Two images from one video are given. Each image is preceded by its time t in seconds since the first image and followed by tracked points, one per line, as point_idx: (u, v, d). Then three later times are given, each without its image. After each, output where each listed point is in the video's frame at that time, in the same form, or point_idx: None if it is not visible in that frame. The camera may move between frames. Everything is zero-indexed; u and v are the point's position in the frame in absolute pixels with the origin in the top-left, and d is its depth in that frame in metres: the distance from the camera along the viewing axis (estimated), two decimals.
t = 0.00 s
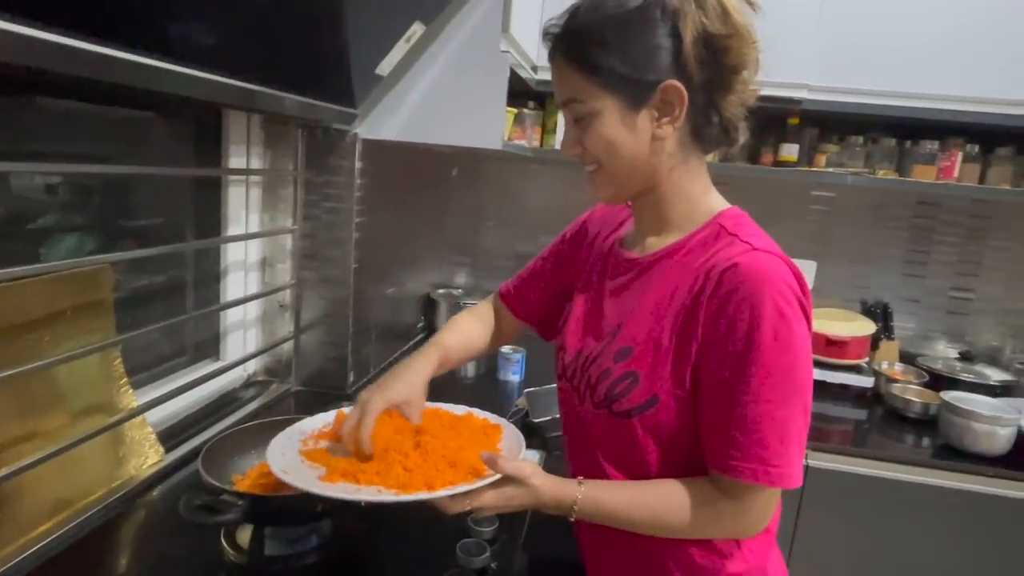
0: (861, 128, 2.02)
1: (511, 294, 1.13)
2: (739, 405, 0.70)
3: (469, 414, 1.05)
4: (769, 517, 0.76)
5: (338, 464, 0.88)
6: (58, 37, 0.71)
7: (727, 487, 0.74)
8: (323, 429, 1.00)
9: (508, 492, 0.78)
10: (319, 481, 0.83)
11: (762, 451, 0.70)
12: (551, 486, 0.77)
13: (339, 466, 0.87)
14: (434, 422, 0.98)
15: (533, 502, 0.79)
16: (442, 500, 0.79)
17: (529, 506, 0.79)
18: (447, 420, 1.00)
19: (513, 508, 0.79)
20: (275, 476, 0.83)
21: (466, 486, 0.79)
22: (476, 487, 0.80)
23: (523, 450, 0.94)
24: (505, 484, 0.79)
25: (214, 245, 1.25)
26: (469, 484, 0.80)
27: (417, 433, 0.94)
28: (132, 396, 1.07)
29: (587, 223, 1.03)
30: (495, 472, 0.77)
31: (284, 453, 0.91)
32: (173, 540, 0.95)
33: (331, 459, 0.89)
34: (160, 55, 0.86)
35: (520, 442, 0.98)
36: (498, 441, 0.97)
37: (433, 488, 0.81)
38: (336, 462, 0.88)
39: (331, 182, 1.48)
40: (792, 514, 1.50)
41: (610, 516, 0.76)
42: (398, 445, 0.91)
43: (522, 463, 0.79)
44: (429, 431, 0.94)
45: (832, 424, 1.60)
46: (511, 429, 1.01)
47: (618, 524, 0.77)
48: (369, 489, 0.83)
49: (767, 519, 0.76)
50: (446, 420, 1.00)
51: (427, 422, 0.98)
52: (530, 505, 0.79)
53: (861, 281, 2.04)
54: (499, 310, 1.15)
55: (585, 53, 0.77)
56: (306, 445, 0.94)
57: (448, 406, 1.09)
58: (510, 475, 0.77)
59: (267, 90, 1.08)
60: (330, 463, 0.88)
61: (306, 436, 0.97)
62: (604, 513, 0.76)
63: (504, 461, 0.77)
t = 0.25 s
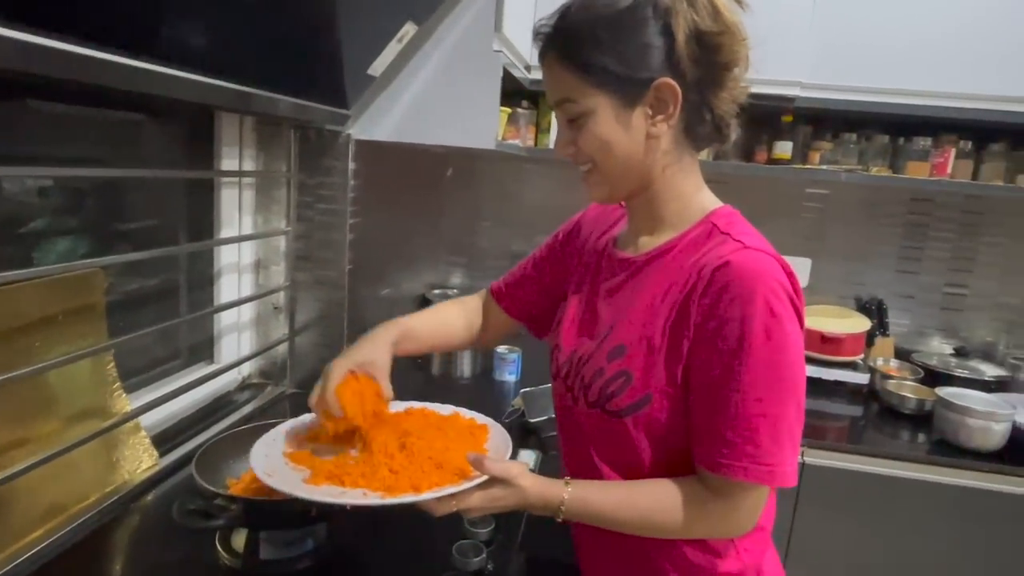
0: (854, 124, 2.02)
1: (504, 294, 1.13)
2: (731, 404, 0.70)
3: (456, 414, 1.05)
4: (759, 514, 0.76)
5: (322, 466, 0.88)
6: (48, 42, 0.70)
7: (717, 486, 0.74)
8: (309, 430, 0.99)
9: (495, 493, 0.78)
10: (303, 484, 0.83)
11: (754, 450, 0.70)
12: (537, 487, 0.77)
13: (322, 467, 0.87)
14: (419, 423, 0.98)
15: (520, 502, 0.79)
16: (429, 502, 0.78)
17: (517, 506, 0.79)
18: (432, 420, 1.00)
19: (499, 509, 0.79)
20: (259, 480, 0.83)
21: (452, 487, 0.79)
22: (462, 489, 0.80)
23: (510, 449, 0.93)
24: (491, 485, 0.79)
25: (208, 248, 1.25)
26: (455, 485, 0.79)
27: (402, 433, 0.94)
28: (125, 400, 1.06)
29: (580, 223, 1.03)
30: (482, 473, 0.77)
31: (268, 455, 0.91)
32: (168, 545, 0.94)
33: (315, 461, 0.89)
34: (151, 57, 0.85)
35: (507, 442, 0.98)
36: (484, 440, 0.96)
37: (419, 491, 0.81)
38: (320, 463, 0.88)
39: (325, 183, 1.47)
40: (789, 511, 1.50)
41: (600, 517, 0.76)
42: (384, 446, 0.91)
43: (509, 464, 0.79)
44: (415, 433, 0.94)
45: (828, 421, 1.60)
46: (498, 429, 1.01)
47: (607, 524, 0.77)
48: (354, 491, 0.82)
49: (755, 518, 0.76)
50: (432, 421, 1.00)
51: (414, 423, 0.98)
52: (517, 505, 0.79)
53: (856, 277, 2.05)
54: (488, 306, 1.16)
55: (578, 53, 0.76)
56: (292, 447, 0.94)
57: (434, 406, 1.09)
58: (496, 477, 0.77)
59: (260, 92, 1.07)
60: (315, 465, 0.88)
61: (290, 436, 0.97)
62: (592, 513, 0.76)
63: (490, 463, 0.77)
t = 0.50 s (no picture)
0: (854, 120, 2.02)
1: (502, 295, 1.12)
2: (730, 404, 0.70)
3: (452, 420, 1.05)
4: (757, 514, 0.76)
5: (317, 472, 0.88)
6: (43, 46, 0.70)
7: (713, 485, 0.74)
8: (304, 436, 1.00)
9: (491, 499, 0.78)
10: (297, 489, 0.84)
11: (754, 449, 0.70)
12: (534, 491, 0.77)
13: (317, 474, 0.88)
14: (413, 429, 0.99)
15: (517, 507, 0.79)
16: (425, 509, 0.78)
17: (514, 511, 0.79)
18: (429, 427, 1.00)
19: (496, 514, 0.79)
20: (254, 485, 0.83)
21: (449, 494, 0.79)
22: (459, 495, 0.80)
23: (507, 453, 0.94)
24: (488, 490, 0.79)
25: (207, 250, 1.24)
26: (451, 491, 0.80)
27: (397, 441, 0.95)
28: (126, 404, 1.06)
29: (578, 223, 1.03)
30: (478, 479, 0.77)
31: (263, 461, 0.91)
32: (169, 548, 0.94)
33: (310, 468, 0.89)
34: (147, 61, 0.85)
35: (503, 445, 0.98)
36: (481, 444, 0.97)
37: (416, 497, 0.81)
38: (315, 471, 0.89)
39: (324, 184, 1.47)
40: (791, 508, 1.50)
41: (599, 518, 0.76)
42: (379, 454, 0.92)
43: (505, 468, 0.78)
44: (411, 439, 0.95)
45: (829, 418, 1.60)
46: (494, 432, 1.01)
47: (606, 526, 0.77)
48: (350, 497, 0.82)
49: (748, 521, 0.76)
50: (427, 427, 1.00)
51: (410, 429, 0.99)
52: (513, 510, 0.79)
53: (856, 273, 2.04)
54: (481, 301, 1.16)
55: (571, 53, 0.76)
56: (286, 453, 0.95)
57: (433, 409, 1.09)
58: (493, 482, 0.76)
59: (258, 94, 1.07)
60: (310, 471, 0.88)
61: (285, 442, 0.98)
62: (591, 515, 0.76)
63: (487, 468, 0.77)
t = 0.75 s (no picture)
0: (856, 117, 2.01)
1: (500, 297, 1.12)
2: (737, 404, 0.70)
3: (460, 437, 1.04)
4: (774, 516, 0.76)
5: (329, 503, 0.85)
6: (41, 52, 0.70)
7: (730, 487, 0.74)
8: (306, 464, 0.96)
9: (513, 515, 0.78)
10: (312, 522, 0.80)
11: (763, 449, 0.69)
12: (555, 506, 0.77)
13: (330, 505, 0.84)
14: (422, 451, 0.97)
15: (538, 523, 0.79)
16: (447, 531, 0.77)
17: (536, 527, 0.79)
18: (437, 447, 0.99)
19: (519, 530, 0.79)
20: (264, 519, 0.79)
21: (470, 515, 0.78)
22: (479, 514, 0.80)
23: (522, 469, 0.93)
24: (509, 506, 0.79)
25: (208, 253, 1.24)
26: (473, 512, 0.79)
27: (407, 464, 0.93)
28: (128, 407, 1.06)
29: (574, 225, 1.03)
30: (499, 495, 0.77)
31: (269, 493, 0.87)
32: (172, 554, 0.94)
33: (321, 500, 0.86)
34: (145, 66, 0.85)
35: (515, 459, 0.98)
36: (492, 462, 0.96)
37: (436, 519, 0.80)
38: (326, 502, 0.85)
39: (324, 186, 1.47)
40: (795, 507, 1.50)
41: (619, 527, 0.76)
42: (392, 480, 0.89)
43: (524, 483, 0.78)
44: (424, 461, 0.93)
45: (833, 416, 1.59)
46: (504, 447, 1.01)
47: (625, 536, 0.77)
48: (367, 525, 0.80)
49: (767, 520, 0.76)
50: (437, 446, 0.99)
51: (419, 452, 0.97)
52: (535, 526, 0.79)
53: (858, 270, 2.04)
54: (476, 301, 1.16)
55: (565, 55, 0.76)
56: (290, 483, 0.90)
57: (436, 429, 1.08)
58: (513, 497, 0.76)
59: (258, 97, 1.07)
60: (321, 502, 0.85)
61: (292, 469, 0.94)
62: (614, 527, 0.76)
63: (506, 484, 0.76)
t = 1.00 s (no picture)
0: (854, 113, 2.00)
1: (494, 299, 1.12)
2: (743, 400, 0.69)
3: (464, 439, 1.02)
4: (785, 509, 0.76)
5: (335, 512, 0.83)
6: (35, 53, 0.70)
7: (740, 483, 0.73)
8: (305, 472, 0.95)
9: (528, 519, 0.77)
10: (318, 533, 0.79)
11: (772, 444, 0.69)
12: (570, 510, 0.76)
13: (335, 514, 0.83)
14: (425, 454, 0.96)
15: (552, 526, 0.77)
16: (461, 538, 0.76)
17: (549, 530, 0.78)
18: (441, 449, 0.98)
19: (533, 533, 0.78)
20: (272, 534, 0.78)
21: (486, 520, 0.77)
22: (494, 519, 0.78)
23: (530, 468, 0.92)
24: (524, 510, 0.77)
25: (204, 253, 1.24)
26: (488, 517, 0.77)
27: (412, 468, 0.91)
28: (124, 408, 1.06)
29: (567, 225, 1.02)
30: (514, 499, 0.75)
31: (269, 505, 0.85)
32: (170, 555, 0.94)
33: (326, 509, 0.84)
34: (140, 65, 0.84)
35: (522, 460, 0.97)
36: (500, 464, 0.94)
37: (449, 527, 0.78)
38: (331, 510, 0.84)
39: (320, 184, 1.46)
40: (796, 504, 1.49)
41: (632, 527, 0.75)
42: (399, 485, 0.87)
43: (539, 486, 0.76)
44: (432, 463, 0.91)
45: (833, 413, 1.59)
46: (510, 450, 0.99)
47: (640, 536, 0.76)
48: (378, 534, 0.79)
49: (780, 512, 0.76)
50: (442, 449, 0.97)
51: (424, 455, 0.95)
52: (549, 528, 0.78)
53: (857, 267, 2.03)
54: (467, 306, 1.16)
55: (551, 54, 0.76)
56: (291, 493, 0.89)
57: (438, 432, 1.07)
58: (529, 502, 0.75)
59: (253, 96, 1.07)
60: (325, 510, 0.83)
61: (292, 479, 0.93)
62: (629, 527, 0.75)
63: (521, 488, 0.74)
